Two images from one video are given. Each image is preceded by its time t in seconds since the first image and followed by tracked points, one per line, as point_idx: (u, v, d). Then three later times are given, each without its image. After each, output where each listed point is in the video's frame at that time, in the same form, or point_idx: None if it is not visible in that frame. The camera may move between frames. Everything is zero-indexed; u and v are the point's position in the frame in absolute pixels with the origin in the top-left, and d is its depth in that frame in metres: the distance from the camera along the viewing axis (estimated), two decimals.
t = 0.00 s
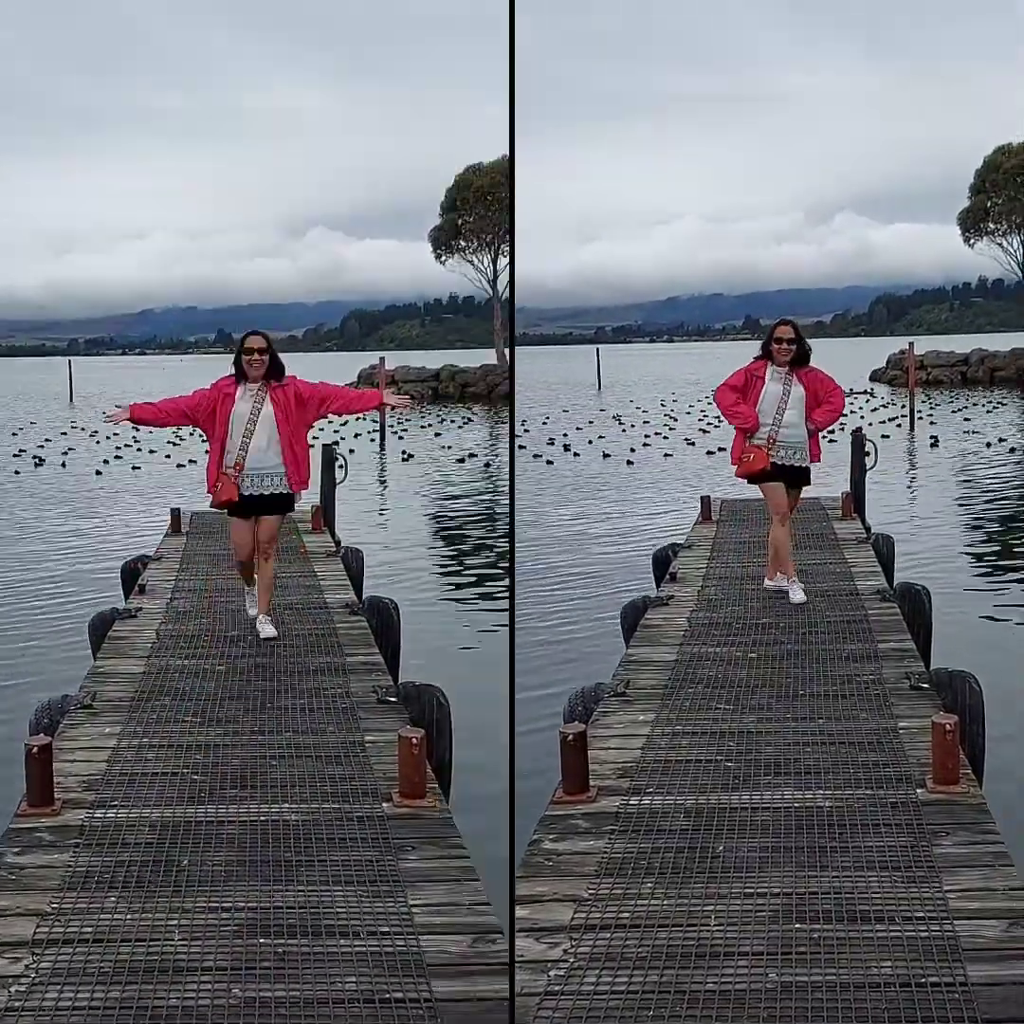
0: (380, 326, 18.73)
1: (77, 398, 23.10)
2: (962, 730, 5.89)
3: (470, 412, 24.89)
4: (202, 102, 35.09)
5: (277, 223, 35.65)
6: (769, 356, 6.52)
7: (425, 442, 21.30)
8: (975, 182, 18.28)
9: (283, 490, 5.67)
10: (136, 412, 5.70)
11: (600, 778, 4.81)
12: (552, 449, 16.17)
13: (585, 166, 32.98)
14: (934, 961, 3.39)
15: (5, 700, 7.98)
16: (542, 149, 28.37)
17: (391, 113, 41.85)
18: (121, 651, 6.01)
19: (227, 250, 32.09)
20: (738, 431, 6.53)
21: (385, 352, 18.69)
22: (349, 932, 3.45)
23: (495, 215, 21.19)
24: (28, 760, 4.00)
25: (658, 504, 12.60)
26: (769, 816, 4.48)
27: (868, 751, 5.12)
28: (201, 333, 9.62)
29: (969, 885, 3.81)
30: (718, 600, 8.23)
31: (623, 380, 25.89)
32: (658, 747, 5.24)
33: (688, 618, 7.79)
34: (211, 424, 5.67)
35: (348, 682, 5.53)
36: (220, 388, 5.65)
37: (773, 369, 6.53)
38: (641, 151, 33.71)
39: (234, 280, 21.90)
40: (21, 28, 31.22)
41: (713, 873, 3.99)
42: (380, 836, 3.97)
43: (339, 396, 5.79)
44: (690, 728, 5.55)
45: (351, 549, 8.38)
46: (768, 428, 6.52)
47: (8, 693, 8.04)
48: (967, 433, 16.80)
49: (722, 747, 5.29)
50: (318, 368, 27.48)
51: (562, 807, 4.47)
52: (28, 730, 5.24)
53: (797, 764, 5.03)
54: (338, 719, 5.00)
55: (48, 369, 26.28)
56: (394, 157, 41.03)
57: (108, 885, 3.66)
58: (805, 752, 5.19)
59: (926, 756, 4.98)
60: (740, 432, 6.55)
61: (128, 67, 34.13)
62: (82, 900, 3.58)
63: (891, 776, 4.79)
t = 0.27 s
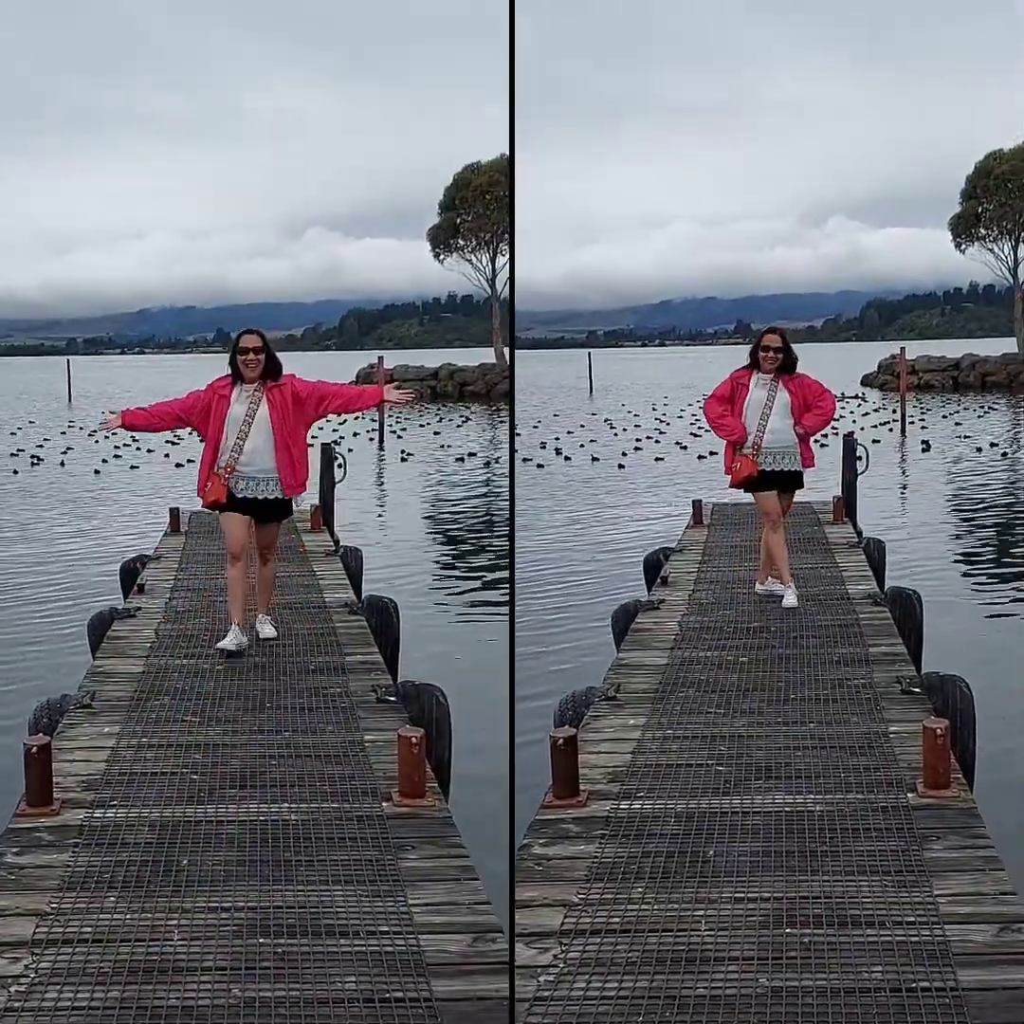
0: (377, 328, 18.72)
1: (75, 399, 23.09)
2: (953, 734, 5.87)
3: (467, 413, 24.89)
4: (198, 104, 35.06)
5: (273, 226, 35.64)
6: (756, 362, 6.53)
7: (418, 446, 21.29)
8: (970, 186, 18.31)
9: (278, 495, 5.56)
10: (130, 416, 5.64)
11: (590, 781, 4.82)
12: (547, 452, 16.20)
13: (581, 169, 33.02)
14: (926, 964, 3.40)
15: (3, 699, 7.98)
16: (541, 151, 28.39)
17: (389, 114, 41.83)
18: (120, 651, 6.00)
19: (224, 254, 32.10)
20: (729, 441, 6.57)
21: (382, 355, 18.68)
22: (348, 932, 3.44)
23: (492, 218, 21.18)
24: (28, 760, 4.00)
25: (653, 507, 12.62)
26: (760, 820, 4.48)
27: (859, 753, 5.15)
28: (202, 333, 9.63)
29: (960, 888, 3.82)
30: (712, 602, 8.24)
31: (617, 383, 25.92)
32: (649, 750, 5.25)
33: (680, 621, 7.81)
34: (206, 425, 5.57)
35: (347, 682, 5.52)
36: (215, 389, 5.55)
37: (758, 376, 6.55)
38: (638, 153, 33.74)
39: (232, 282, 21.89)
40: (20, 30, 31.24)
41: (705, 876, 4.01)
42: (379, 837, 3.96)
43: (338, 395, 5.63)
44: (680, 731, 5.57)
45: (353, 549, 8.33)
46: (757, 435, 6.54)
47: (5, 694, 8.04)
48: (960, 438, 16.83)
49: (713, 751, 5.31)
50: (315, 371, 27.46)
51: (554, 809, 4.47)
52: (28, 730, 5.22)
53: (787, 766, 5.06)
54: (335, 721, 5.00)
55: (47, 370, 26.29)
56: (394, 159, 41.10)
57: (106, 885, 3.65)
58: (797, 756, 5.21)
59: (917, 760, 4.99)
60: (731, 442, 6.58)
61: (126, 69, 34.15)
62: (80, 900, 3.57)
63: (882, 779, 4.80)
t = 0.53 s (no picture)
0: (375, 331, 18.72)
1: (74, 401, 23.05)
2: (949, 737, 5.87)
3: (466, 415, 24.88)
4: (197, 103, 35.02)
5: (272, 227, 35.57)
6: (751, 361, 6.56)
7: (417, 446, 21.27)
8: (968, 189, 18.32)
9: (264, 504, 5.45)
10: (115, 427, 5.54)
11: (586, 782, 4.82)
12: (544, 453, 16.20)
13: (581, 170, 32.97)
14: (922, 966, 3.41)
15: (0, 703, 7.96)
16: (542, 153, 28.35)
17: (389, 114, 41.77)
18: (118, 654, 5.99)
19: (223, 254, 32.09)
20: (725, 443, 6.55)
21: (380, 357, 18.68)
22: (346, 935, 3.44)
23: (489, 220, 21.17)
24: (26, 763, 4.00)
25: (651, 510, 12.61)
26: (757, 822, 4.47)
27: (856, 755, 5.16)
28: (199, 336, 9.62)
29: (957, 890, 3.83)
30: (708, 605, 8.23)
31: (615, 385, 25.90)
32: (646, 751, 5.25)
33: (677, 623, 7.81)
34: (192, 432, 5.45)
35: (344, 685, 5.52)
36: (202, 395, 5.44)
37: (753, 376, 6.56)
38: (638, 154, 33.71)
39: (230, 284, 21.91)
40: (22, 31, 31.25)
41: (702, 878, 4.01)
42: (376, 840, 3.97)
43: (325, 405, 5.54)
44: (676, 733, 5.57)
45: (350, 553, 8.34)
46: (753, 436, 6.53)
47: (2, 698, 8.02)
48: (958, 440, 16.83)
49: (711, 753, 5.31)
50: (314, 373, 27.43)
51: (549, 811, 4.47)
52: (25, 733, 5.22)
53: (784, 768, 5.07)
54: (333, 723, 5.00)
55: (47, 373, 26.25)
56: (394, 158, 41.04)
57: (103, 888, 3.65)
58: (795, 758, 5.21)
59: (913, 764, 4.98)
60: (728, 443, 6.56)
61: (126, 68, 34.05)
62: (78, 903, 3.56)
63: (879, 780, 4.81)
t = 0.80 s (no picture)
0: (373, 330, 18.74)
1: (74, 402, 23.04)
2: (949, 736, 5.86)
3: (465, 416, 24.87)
4: (198, 103, 35.03)
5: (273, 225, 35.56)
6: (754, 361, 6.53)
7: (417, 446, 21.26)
8: (966, 190, 18.30)
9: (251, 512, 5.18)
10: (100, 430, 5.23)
11: (585, 782, 4.82)
12: (544, 453, 16.21)
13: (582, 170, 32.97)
14: (919, 968, 3.41)
15: None
16: (541, 154, 28.33)
17: (389, 114, 41.75)
18: (117, 654, 5.99)
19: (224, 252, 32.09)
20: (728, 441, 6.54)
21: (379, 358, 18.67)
22: (343, 936, 3.44)
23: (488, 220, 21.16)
24: (23, 764, 4.01)
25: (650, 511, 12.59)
26: (755, 822, 4.47)
27: (855, 755, 5.16)
28: (197, 338, 9.61)
29: (954, 890, 3.83)
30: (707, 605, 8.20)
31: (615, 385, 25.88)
32: (645, 751, 5.25)
33: (676, 623, 7.81)
34: (179, 434, 5.20)
35: (344, 687, 5.51)
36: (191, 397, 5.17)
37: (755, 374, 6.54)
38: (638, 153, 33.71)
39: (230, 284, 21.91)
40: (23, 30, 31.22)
41: (699, 879, 4.01)
42: (374, 841, 3.97)
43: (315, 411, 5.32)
44: (674, 732, 5.57)
45: (348, 554, 8.30)
46: (757, 436, 6.51)
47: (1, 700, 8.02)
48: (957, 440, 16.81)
49: (709, 753, 5.32)
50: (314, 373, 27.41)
51: (547, 811, 4.47)
52: (24, 734, 5.22)
53: (783, 767, 5.07)
54: (333, 724, 5.00)
55: (46, 375, 26.25)
56: (394, 156, 41.05)
57: (101, 889, 3.65)
58: (793, 757, 5.22)
59: (912, 764, 4.99)
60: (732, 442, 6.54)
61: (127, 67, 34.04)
62: (76, 904, 3.56)
63: (877, 779, 4.81)
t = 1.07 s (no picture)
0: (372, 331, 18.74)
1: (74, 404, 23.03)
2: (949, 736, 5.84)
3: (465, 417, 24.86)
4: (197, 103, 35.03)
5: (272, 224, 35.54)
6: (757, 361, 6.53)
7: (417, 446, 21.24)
8: (965, 189, 18.31)
9: (252, 525, 5.08)
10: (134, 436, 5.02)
11: (584, 783, 4.82)
12: (543, 453, 16.21)
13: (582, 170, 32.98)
14: (917, 967, 3.41)
15: None
16: (542, 154, 28.29)
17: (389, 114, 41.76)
18: (116, 656, 5.98)
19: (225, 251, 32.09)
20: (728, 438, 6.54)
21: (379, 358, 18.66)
22: (342, 938, 3.44)
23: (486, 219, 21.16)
24: (22, 767, 4.01)
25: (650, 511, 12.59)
26: (754, 822, 4.47)
27: (853, 755, 5.16)
28: (196, 341, 9.62)
29: (953, 890, 3.83)
30: (706, 606, 8.19)
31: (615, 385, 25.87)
32: (643, 751, 5.25)
33: (675, 623, 7.80)
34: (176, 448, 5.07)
35: (344, 689, 5.50)
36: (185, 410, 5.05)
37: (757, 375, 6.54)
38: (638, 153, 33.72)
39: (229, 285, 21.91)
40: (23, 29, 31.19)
41: (697, 879, 4.01)
42: (374, 843, 3.97)
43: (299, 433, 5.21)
44: (673, 732, 5.57)
45: (347, 555, 8.30)
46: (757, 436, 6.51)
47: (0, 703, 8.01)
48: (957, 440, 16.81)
49: (708, 752, 5.31)
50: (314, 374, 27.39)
51: (546, 811, 4.47)
52: (24, 736, 5.21)
53: (782, 767, 5.07)
54: (333, 726, 4.99)
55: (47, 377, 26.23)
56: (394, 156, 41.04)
57: (100, 892, 3.65)
58: (792, 757, 5.22)
59: (911, 763, 4.98)
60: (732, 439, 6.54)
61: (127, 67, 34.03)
62: (76, 907, 3.56)
63: (876, 779, 4.81)
